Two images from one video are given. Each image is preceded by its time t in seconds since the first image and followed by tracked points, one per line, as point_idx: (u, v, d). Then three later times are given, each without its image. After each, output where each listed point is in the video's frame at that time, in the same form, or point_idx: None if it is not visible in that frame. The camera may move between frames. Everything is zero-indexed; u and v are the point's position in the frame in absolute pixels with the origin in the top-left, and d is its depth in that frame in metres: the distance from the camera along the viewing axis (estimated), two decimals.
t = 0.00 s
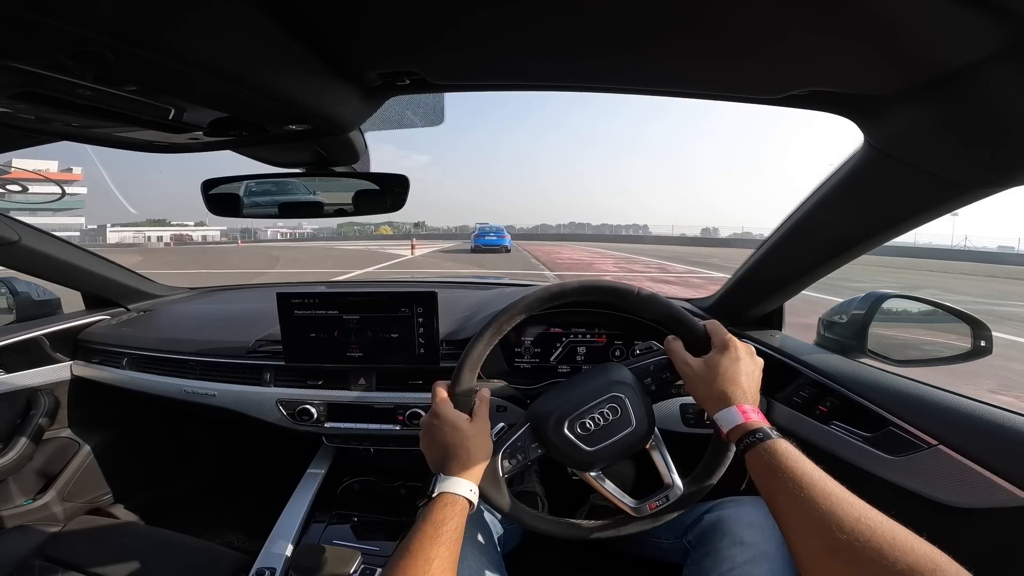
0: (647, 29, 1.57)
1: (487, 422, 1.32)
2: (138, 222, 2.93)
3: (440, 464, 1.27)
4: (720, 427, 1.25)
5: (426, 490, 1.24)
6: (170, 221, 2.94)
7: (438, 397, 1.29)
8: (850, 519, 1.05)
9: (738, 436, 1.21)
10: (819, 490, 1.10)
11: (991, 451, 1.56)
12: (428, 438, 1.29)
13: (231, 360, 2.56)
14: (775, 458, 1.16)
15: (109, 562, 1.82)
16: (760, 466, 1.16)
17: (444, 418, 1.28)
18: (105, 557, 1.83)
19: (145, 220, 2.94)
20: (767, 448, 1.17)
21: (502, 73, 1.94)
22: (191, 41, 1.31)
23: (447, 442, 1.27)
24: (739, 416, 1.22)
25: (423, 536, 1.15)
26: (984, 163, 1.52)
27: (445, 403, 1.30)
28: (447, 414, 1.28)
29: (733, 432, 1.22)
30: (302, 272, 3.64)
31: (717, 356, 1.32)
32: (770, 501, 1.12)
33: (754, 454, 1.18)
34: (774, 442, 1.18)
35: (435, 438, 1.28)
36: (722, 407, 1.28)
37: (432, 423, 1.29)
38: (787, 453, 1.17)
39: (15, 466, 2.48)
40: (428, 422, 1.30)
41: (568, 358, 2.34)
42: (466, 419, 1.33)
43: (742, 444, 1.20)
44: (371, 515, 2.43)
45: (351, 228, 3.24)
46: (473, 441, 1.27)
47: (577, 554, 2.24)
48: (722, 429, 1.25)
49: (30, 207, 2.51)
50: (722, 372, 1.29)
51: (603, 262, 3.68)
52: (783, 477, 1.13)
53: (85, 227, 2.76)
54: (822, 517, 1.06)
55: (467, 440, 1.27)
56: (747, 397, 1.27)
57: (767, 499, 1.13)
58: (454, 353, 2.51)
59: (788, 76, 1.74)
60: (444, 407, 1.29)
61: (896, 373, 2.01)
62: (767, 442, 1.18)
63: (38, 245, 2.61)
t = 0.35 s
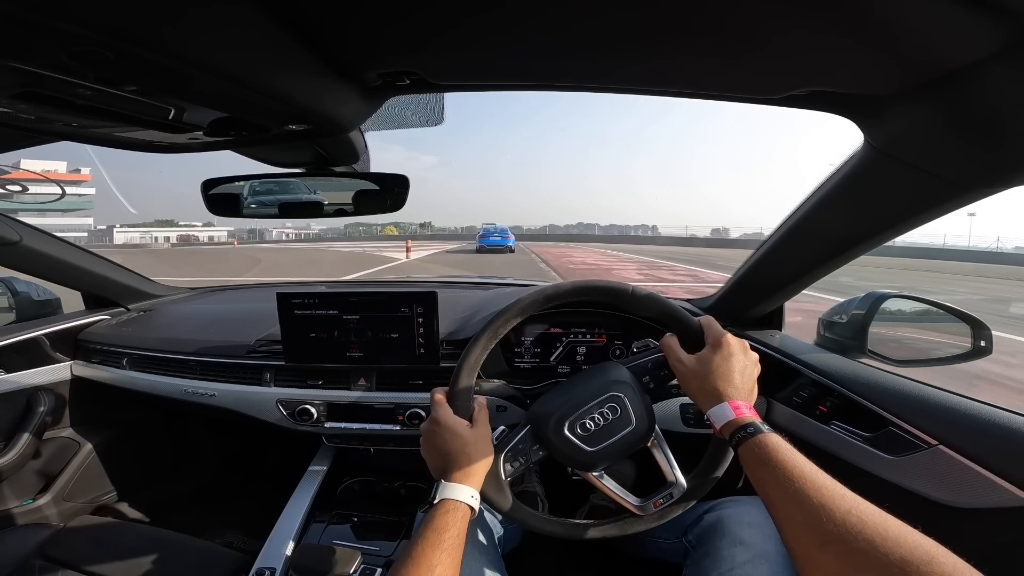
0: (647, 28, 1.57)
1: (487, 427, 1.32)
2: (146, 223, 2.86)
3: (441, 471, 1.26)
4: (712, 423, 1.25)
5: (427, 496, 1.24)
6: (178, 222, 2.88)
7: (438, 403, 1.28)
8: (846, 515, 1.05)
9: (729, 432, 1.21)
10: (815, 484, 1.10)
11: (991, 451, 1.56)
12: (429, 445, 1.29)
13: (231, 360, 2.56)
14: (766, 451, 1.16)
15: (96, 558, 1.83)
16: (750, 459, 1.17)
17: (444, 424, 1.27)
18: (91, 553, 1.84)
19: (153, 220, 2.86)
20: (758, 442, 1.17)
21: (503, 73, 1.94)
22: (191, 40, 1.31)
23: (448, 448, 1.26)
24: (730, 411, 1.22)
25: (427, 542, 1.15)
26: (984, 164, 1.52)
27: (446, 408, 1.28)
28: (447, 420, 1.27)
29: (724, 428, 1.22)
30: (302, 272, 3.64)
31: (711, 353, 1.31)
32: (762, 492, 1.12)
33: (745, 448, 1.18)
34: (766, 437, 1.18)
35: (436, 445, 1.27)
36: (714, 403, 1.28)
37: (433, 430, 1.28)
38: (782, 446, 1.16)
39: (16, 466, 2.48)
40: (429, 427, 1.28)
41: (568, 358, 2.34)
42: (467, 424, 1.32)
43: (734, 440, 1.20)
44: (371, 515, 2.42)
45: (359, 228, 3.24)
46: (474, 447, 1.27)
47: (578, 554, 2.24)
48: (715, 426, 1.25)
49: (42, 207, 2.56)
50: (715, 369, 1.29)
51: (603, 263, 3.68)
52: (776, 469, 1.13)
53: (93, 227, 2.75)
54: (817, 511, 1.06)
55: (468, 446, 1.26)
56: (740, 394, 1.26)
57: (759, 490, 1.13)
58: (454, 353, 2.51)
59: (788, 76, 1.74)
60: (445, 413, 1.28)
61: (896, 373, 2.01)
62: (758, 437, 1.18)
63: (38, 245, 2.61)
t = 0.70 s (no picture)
0: (646, 29, 1.57)
1: (487, 433, 1.34)
2: (154, 223, 2.87)
3: (445, 479, 1.26)
4: (711, 427, 1.26)
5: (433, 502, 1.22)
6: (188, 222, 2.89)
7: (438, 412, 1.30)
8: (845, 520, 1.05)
9: (729, 436, 1.22)
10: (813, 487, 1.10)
11: (992, 451, 1.56)
12: (431, 454, 1.29)
13: (231, 360, 2.56)
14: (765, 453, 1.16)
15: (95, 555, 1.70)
16: (749, 463, 1.17)
17: (445, 432, 1.28)
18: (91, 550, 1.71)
19: (162, 220, 2.85)
20: (757, 445, 1.18)
21: (502, 73, 1.94)
22: (191, 40, 1.31)
23: (450, 454, 1.27)
24: (730, 414, 1.23)
25: (434, 549, 1.12)
26: (984, 164, 1.52)
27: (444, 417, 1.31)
28: (448, 428, 1.29)
29: (724, 431, 1.23)
30: (302, 272, 3.65)
31: (712, 357, 1.32)
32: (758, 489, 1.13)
33: (744, 452, 1.19)
34: (765, 440, 1.19)
35: (438, 453, 1.28)
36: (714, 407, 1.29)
37: (434, 438, 1.29)
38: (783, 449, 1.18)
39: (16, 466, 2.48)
40: (429, 437, 1.30)
41: (568, 358, 2.34)
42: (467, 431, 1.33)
43: (733, 443, 1.21)
44: (371, 515, 2.42)
45: (364, 229, 3.27)
46: (476, 451, 1.27)
47: (577, 554, 2.25)
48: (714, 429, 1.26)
49: (51, 206, 2.58)
50: (715, 372, 1.30)
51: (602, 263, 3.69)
52: (774, 472, 1.13)
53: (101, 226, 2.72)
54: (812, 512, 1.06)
55: (469, 451, 1.27)
56: (740, 398, 1.27)
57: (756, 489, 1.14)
58: (454, 353, 2.51)
59: (787, 76, 1.75)
60: (445, 420, 1.30)
61: (897, 372, 2.02)
62: (757, 441, 1.19)
63: (39, 245, 2.61)
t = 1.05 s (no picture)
0: (646, 29, 1.57)
1: (485, 443, 1.29)
2: (160, 224, 2.87)
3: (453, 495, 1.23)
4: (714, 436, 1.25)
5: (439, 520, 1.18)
6: (195, 222, 2.91)
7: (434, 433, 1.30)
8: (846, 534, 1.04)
9: (731, 446, 1.21)
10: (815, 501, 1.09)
11: (991, 450, 1.56)
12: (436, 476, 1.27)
13: (231, 360, 2.56)
14: (767, 465, 1.15)
15: (93, 554, 1.69)
16: (752, 476, 1.16)
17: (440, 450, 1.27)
18: (89, 549, 1.70)
19: (169, 220, 2.87)
20: (760, 457, 1.17)
21: (503, 74, 1.94)
22: (190, 40, 1.31)
23: (449, 469, 1.24)
24: (733, 425, 1.22)
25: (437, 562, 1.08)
26: (984, 164, 1.52)
27: (441, 436, 1.29)
28: (444, 445, 1.27)
29: (726, 441, 1.22)
30: (302, 272, 3.66)
31: (717, 366, 1.32)
32: (760, 498, 1.13)
33: (746, 463, 1.18)
34: (767, 452, 1.18)
35: (440, 471, 1.26)
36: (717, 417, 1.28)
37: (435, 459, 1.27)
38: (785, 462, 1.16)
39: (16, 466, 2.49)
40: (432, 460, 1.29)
41: (568, 358, 2.34)
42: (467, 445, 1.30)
43: (736, 453, 1.20)
44: (371, 515, 2.42)
45: (367, 228, 3.28)
46: (472, 461, 1.22)
47: (577, 553, 2.25)
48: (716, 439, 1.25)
49: (59, 206, 2.60)
50: (720, 382, 1.29)
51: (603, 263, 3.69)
52: (777, 483, 1.13)
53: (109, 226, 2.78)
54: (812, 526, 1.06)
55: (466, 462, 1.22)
56: (744, 409, 1.27)
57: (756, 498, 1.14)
58: (454, 353, 2.51)
59: (787, 77, 1.75)
60: (442, 440, 1.28)
61: (896, 372, 2.02)
62: (760, 453, 1.17)
63: (40, 245, 2.61)
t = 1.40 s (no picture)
0: (645, 29, 1.57)
1: (491, 433, 1.33)
2: (163, 223, 2.88)
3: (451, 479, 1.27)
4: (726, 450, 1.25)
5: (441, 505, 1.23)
6: (200, 221, 2.92)
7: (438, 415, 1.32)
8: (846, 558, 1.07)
9: (744, 463, 1.22)
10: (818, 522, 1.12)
11: (991, 450, 1.56)
12: (435, 455, 1.30)
13: (231, 360, 2.56)
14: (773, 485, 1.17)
15: (93, 554, 1.68)
16: (756, 495, 1.18)
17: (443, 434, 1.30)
18: (89, 549, 1.70)
19: (174, 220, 2.89)
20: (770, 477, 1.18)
21: (503, 74, 1.94)
22: (190, 40, 1.31)
23: (455, 457, 1.27)
24: (747, 442, 1.23)
25: (443, 553, 1.15)
26: (985, 165, 1.52)
27: (449, 420, 1.30)
28: (452, 429, 1.29)
29: (739, 458, 1.22)
30: (303, 272, 3.66)
31: (737, 383, 1.33)
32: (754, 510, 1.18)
33: (759, 481, 1.19)
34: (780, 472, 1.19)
35: (443, 455, 1.28)
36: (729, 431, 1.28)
37: (439, 440, 1.29)
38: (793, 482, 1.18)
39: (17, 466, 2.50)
40: (433, 438, 1.30)
41: (568, 359, 2.32)
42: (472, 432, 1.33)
43: (748, 471, 1.20)
44: (371, 515, 2.42)
45: (370, 227, 3.29)
46: (480, 454, 1.26)
47: (576, 553, 2.25)
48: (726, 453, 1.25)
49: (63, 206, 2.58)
50: (738, 399, 1.30)
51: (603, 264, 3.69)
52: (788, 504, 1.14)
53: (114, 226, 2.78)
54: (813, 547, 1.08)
55: (474, 453, 1.26)
56: (756, 427, 1.28)
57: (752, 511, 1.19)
58: (454, 354, 2.51)
59: (787, 76, 1.75)
60: (449, 423, 1.30)
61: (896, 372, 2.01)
62: (773, 472, 1.19)
63: (41, 246, 2.61)
